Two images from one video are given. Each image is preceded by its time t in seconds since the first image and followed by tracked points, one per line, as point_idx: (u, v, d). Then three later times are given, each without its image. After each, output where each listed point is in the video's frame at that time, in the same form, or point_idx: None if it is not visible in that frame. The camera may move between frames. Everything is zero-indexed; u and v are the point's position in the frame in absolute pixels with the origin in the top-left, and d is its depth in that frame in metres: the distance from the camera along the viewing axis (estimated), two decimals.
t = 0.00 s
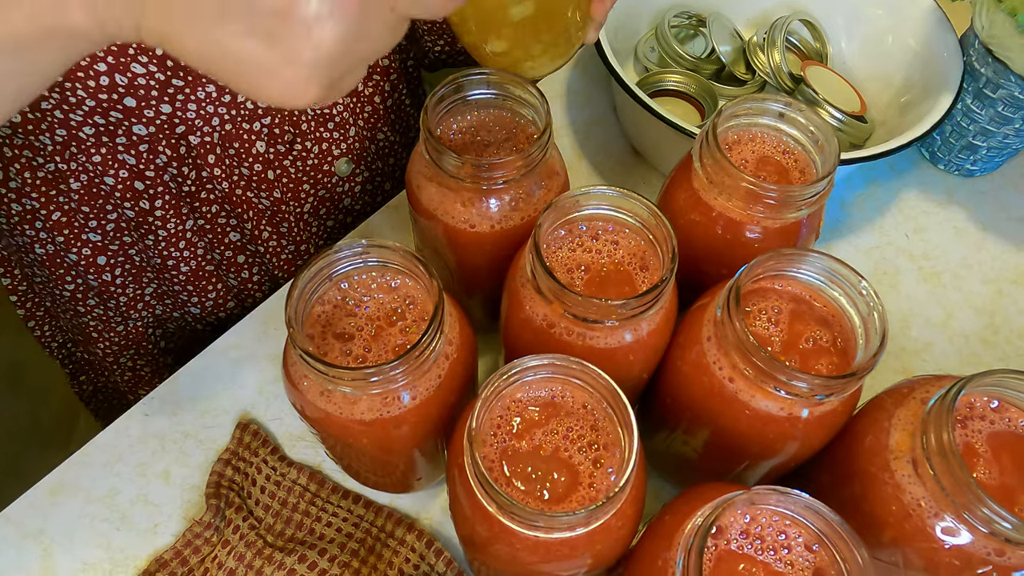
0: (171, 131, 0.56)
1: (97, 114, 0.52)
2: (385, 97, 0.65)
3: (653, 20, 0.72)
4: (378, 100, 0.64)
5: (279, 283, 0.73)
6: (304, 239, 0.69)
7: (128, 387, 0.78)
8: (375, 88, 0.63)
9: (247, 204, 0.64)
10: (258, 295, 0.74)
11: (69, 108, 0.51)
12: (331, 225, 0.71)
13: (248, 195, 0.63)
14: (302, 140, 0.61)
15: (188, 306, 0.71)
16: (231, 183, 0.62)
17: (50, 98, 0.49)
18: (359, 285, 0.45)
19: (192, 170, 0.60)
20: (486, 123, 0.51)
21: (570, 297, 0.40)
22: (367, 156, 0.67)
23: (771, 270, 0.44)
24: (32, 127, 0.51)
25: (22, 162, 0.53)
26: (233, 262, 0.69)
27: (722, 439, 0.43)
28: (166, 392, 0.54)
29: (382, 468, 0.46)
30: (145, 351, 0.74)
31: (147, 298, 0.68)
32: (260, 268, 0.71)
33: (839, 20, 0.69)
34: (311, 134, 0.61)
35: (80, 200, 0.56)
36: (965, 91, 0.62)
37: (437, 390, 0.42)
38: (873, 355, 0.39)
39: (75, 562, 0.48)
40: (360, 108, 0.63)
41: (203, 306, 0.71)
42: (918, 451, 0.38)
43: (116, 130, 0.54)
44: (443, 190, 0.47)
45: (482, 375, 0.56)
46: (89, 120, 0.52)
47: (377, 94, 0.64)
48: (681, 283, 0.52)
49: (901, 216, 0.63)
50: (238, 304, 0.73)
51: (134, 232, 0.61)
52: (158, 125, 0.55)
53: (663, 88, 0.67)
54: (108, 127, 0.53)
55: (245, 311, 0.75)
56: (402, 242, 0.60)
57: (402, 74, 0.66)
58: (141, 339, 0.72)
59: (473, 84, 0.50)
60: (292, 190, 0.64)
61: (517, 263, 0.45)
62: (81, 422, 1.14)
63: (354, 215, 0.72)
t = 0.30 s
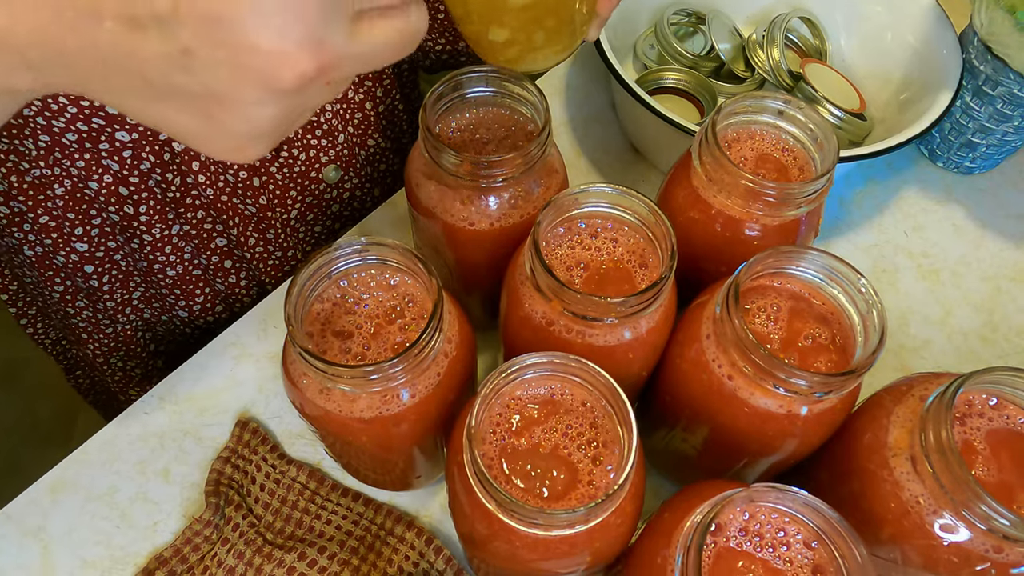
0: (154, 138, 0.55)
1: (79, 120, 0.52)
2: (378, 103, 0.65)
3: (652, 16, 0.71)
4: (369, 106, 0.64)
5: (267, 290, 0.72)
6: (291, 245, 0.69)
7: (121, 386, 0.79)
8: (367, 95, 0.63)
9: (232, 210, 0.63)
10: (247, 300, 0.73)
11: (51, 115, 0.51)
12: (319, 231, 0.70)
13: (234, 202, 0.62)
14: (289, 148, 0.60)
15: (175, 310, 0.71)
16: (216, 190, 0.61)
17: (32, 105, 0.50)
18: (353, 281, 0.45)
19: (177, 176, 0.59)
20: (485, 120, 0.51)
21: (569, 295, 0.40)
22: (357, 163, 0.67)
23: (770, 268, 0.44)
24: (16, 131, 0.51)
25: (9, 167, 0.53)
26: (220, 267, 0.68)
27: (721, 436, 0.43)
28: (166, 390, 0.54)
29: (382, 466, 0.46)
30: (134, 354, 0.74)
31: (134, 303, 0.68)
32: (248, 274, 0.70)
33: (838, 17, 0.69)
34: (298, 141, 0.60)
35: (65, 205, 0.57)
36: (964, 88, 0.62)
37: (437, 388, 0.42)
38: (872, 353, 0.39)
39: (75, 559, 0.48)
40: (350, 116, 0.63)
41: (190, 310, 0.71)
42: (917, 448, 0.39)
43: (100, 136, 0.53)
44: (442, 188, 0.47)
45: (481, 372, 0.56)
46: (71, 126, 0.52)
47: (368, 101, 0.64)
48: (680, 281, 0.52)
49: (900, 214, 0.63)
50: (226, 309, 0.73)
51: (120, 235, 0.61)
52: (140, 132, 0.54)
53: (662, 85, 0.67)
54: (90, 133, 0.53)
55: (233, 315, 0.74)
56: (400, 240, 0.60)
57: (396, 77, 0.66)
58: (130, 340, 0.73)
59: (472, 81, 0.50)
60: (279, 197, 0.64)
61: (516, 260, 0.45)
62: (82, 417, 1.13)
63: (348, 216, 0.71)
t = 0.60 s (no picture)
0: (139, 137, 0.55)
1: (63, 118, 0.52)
2: (368, 104, 0.66)
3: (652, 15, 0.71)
4: (359, 106, 0.65)
5: (255, 290, 0.73)
6: (279, 245, 0.69)
7: (102, 385, 0.79)
8: (358, 95, 0.64)
9: (219, 210, 0.63)
10: (232, 300, 0.73)
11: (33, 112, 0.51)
12: (308, 231, 0.71)
13: (220, 202, 0.63)
14: (278, 147, 0.61)
15: (161, 309, 0.71)
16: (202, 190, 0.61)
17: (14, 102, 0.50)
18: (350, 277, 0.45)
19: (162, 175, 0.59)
20: (484, 118, 0.51)
21: (568, 293, 0.40)
22: (347, 163, 0.67)
23: (769, 266, 0.44)
24: None
25: None
26: (206, 267, 0.68)
27: (720, 435, 0.43)
28: (165, 389, 0.54)
29: (381, 464, 0.46)
30: (119, 352, 0.75)
31: (119, 302, 0.69)
32: (234, 274, 0.71)
33: (838, 15, 0.69)
34: (287, 141, 0.61)
35: (49, 203, 0.57)
36: (964, 86, 0.62)
37: (436, 386, 0.42)
38: (871, 350, 0.39)
39: (75, 558, 0.48)
40: (340, 116, 0.64)
41: (176, 309, 0.71)
42: (916, 446, 0.39)
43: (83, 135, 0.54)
44: (441, 186, 0.47)
45: (480, 371, 0.56)
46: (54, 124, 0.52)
47: (358, 100, 0.64)
48: (680, 279, 0.52)
49: (899, 212, 0.63)
50: (212, 308, 0.73)
51: (104, 233, 0.61)
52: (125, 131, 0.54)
53: (661, 83, 0.67)
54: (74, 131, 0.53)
55: (220, 314, 0.75)
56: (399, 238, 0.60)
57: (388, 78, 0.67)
58: (115, 338, 0.73)
59: (470, 80, 0.50)
60: (267, 197, 0.64)
61: (516, 258, 0.45)
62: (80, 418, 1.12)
63: (342, 214, 0.72)
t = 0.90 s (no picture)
0: (140, 136, 0.58)
1: (65, 119, 0.54)
2: (367, 101, 0.66)
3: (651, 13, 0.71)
4: (358, 104, 0.66)
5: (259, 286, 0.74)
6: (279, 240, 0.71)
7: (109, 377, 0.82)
8: (356, 92, 0.65)
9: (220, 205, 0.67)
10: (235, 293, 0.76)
11: (36, 114, 0.53)
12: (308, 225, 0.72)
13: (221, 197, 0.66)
14: (277, 146, 0.63)
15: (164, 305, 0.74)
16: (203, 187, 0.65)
17: (17, 105, 0.52)
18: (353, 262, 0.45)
19: (164, 174, 0.62)
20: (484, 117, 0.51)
21: (568, 292, 0.40)
22: (346, 161, 0.68)
23: (769, 264, 0.44)
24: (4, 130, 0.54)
25: None
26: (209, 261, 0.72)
27: (719, 433, 0.44)
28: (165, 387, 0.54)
29: (381, 462, 0.46)
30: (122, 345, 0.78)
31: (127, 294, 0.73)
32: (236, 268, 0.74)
33: (837, 14, 0.69)
34: (287, 139, 0.63)
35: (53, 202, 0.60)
36: (964, 85, 0.62)
37: (436, 384, 0.43)
38: (871, 349, 0.39)
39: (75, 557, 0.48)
40: (338, 114, 0.65)
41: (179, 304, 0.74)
42: (915, 444, 0.39)
43: (85, 135, 0.56)
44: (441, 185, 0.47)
45: (480, 369, 0.56)
46: (56, 125, 0.55)
47: (357, 98, 0.65)
48: (679, 278, 0.52)
49: (898, 210, 0.63)
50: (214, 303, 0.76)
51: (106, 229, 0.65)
52: (126, 130, 0.57)
53: (661, 82, 0.67)
54: (76, 132, 0.56)
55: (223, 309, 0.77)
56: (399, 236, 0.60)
57: (385, 75, 0.68)
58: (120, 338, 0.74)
59: (469, 78, 0.50)
60: (268, 193, 0.67)
61: (515, 256, 0.45)
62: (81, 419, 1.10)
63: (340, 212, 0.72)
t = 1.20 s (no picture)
0: (146, 137, 0.58)
1: (72, 123, 0.55)
2: (368, 100, 0.67)
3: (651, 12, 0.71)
4: (360, 103, 0.66)
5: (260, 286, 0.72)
6: (284, 244, 0.69)
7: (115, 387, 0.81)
8: (358, 91, 0.65)
9: (225, 209, 0.65)
10: (239, 302, 0.74)
11: (44, 119, 0.54)
12: (312, 229, 0.71)
13: (226, 200, 0.64)
14: (281, 145, 0.62)
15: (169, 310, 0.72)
16: (209, 189, 0.63)
17: (26, 109, 0.53)
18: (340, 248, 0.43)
19: (170, 176, 0.61)
20: (483, 116, 0.51)
21: (567, 291, 0.40)
22: (349, 160, 0.68)
23: (769, 263, 0.44)
24: (11, 137, 0.54)
25: (5, 172, 0.57)
26: (212, 267, 0.69)
27: (719, 432, 0.44)
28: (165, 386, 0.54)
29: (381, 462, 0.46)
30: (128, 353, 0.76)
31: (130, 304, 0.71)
32: (240, 274, 0.71)
33: (837, 12, 0.69)
34: (290, 139, 0.62)
35: (60, 210, 0.60)
36: (964, 83, 0.62)
37: (436, 383, 0.43)
38: (870, 347, 0.39)
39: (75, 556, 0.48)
40: (341, 112, 0.65)
41: (184, 310, 0.72)
42: (914, 442, 0.39)
43: (93, 137, 0.56)
44: (441, 183, 0.47)
45: (479, 368, 0.56)
46: (64, 130, 0.55)
47: (359, 97, 0.65)
48: (679, 277, 0.52)
49: (898, 209, 0.63)
50: (219, 309, 0.74)
51: (114, 235, 0.64)
52: (133, 132, 0.57)
53: (661, 80, 0.66)
54: (84, 135, 0.56)
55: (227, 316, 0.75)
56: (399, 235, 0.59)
57: (386, 73, 0.69)
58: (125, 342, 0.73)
59: (469, 77, 0.50)
60: (271, 196, 0.65)
61: (515, 255, 0.45)
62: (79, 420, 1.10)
63: (343, 211, 0.71)
